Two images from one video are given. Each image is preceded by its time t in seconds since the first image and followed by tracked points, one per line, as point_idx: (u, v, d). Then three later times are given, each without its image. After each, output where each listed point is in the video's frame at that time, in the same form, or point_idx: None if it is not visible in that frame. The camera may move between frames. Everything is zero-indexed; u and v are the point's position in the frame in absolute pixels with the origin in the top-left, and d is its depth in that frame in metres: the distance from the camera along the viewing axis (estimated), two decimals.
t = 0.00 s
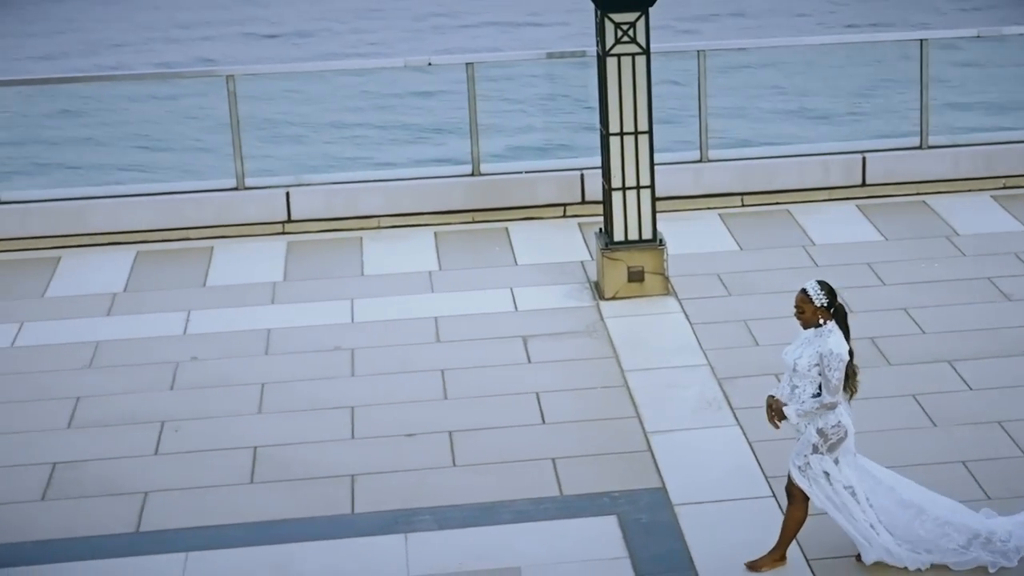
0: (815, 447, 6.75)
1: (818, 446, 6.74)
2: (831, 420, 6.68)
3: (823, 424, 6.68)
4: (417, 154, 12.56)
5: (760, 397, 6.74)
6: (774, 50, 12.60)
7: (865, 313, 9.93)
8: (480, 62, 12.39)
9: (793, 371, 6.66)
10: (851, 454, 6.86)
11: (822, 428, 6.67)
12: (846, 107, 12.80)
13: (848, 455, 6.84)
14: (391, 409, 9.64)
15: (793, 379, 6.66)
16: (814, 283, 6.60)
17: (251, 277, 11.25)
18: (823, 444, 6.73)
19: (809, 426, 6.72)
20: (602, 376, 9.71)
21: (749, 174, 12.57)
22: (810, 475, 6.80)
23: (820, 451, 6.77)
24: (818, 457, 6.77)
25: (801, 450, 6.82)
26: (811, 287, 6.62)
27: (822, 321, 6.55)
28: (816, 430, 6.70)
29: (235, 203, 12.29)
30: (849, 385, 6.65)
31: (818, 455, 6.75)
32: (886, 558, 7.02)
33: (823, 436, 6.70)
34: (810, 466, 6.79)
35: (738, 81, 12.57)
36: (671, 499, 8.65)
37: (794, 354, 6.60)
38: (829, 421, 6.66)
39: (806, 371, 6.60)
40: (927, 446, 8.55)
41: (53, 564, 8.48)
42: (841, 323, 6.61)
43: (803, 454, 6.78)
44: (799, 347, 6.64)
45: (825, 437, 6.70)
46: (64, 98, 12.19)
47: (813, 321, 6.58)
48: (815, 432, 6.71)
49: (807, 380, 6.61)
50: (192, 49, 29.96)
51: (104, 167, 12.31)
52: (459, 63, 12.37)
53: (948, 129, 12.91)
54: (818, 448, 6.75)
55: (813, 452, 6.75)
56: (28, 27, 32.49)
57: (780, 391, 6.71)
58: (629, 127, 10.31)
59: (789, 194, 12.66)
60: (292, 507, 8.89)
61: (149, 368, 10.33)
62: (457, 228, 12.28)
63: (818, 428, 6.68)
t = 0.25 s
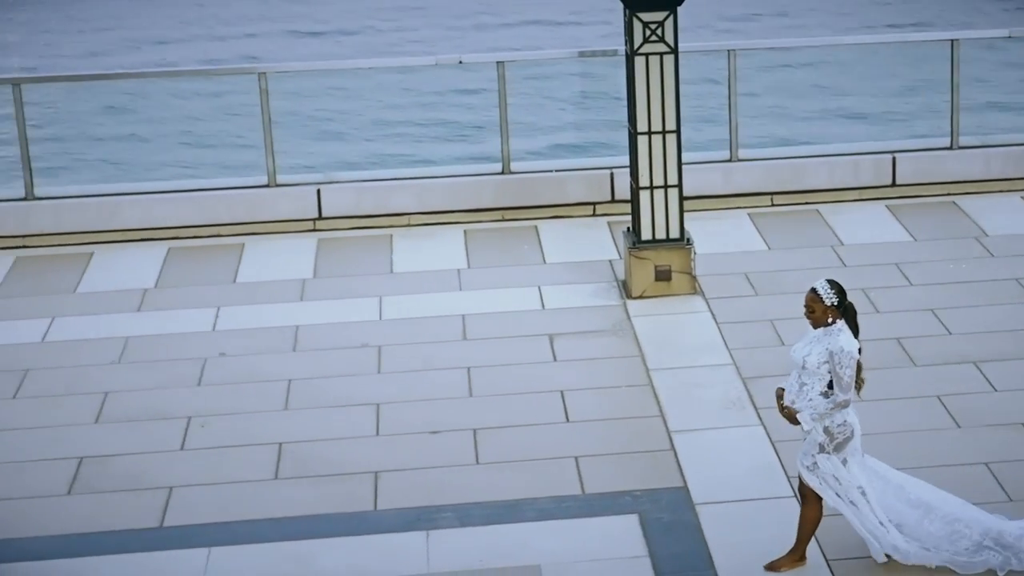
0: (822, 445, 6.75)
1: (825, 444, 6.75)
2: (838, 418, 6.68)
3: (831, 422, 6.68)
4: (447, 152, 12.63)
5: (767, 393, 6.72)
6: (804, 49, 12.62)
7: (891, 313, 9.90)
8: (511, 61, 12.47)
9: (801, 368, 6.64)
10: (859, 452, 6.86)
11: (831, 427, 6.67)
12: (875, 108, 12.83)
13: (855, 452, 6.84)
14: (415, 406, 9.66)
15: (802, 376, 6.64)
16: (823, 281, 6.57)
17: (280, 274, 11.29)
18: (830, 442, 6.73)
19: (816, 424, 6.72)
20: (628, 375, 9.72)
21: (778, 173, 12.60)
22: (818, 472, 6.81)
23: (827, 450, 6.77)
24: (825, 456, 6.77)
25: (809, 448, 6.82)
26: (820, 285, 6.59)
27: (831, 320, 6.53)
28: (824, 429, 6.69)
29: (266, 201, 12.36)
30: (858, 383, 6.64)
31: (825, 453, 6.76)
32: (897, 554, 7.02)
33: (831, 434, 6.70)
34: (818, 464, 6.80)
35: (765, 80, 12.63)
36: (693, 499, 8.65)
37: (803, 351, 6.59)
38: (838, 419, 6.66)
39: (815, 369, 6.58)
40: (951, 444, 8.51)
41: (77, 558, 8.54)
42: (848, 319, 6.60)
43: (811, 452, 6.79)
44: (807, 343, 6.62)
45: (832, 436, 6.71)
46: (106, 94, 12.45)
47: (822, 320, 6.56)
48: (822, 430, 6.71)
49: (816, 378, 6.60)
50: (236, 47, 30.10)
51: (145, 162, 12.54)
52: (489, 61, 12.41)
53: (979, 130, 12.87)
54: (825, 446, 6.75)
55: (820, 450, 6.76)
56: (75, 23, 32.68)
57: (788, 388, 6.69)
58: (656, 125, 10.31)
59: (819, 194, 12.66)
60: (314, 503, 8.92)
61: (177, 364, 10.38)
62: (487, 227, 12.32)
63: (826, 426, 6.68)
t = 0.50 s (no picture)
0: (829, 447, 6.71)
1: (831, 446, 6.70)
2: (846, 420, 6.65)
3: (839, 425, 6.64)
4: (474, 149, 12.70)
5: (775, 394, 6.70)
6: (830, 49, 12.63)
7: (914, 314, 9.90)
8: (538, 60, 12.49)
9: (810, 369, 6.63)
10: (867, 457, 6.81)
11: (837, 429, 6.63)
12: (902, 108, 12.81)
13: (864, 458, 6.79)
14: (437, 404, 9.68)
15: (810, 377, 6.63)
16: (834, 282, 6.55)
17: (306, 271, 11.32)
18: (836, 445, 6.69)
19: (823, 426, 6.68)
20: (649, 374, 9.72)
21: (805, 172, 12.62)
22: (824, 475, 6.75)
23: (834, 453, 6.72)
24: (831, 459, 6.72)
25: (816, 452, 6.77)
26: (831, 286, 6.58)
27: (840, 321, 6.51)
28: (830, 430, 6.66)
29: (293, 198, 12.48)
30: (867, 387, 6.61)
31: (831, 455, 6.71)
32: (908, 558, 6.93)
33: (837, 437, 6.66)
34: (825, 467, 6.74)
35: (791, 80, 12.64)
36: (712, 499, 8.64)
37: (812, 352, 6.57)
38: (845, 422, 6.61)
39: (823, 370, 6.57)
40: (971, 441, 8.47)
41: (97, 554, 8.59)
42: (859, 323, 6.58)
43: (818, 455, 6.74)
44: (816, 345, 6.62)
45: (837, 438, 6.66)
46: (144, 93, 12.50)
47: (831, 322, 6.54)
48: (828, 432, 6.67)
49: (823, 380, 6.58)
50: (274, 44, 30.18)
51: (173, 163, 12.61)
52: (517, 60, 12.45)
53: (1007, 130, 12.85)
54: (831, 448, 6.70)
55: (827, 453, 6.71)
56: (117, 21, 32.83)
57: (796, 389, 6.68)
58: (680, 125, 10.34)
59: (845, 193, 12.67)
60: (334, 501, 8.94)
61: (202, 361, 10.41)
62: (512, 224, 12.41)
63: (833, 428, 6.64)
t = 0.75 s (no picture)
0: (840, 449, 6.73)
1: (842, 448, 6.72)
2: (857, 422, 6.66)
3: (850, 427, 6.66)
4: (505, 147, 12.81)
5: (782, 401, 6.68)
6: (860, 49, 12.63)
7: (940, 315, 9.89)
8: (568, 58, 12.57)
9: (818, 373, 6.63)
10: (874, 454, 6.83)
11: (850, 431, 6.65)
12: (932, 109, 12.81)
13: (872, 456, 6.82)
14: (461, 402, 9.71)
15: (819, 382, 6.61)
16: (841, 284, 6.56)
17: (335, 269, 11.38)
18: (848, 447, 6.71)
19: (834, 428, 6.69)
20: (673, 374, 9.73)
21: (835, 172, 12.61)
22: (835, 476, 6.78)
23: (845, 454, 6.75)
24: (843, 460, 6.75)
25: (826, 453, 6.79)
26: (839, 287, 6.58)
27: (850, 324, 6.52)
28: (842, 433, 6.67)
29: (323, 195, 12.54)
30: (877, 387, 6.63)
31: (842, 457, 6.73)
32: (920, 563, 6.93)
33: (849, 439, 6.68)
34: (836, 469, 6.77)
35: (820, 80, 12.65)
36: (732, 499, 8.63)
37: (820, 357, 6.57)
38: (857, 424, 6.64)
39: (832, 375, 6.56)
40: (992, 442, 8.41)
41: (119, 549, 8.64)
42: (866, 324, 6.59)
43: (829, 457, 6.76)
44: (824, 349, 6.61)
45: (849, 440, 6.69)
46: (185, 90, 12.62)
47: (840, 324, 6.55)
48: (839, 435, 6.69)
49: (833, 384, 6.57)
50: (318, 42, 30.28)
51: (213, 160, 12.77)
52: (546, 58, 12.53)
53: None
54: (842, 450, 6.73)
55: (839, 455, 6.73)
56: (161, 17, 32.97)
57: (805, 393, 6.67)
58: (708, 124, 10.36)
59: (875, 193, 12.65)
60: (356, 497, 8.97)
61: (229, 357, 10.45)
62: (540, 223, 12.43)
63: (844, 431, 6.66)
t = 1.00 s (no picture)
0: (850, 451, 6.75)
1: (853, 449, 6.74)
2: (867, 423, 6.68)
3: (861, 428, 6.68)
4: (530, 146, 12.88)
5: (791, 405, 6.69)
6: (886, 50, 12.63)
7: (962, 316, 9.89)
8: (593, 58, 12.60)
9: (827, 375, 6.63)
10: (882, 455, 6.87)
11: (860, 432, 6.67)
12: (958, 109, 12.82)
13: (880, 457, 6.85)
14: (481, 400, 9.73)
15: (829, 384, 6.62)
16: (847, 285, 6.58)
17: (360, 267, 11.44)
18: (858, 448, 6.73)
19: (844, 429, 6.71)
20: (694, 373, 9.74)
21: (860, 171, 12.64)
22: (845, 478, 6.81)
23: (855, 455, 6.77)
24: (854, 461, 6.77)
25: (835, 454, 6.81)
26: (846, 288, 6.59)
27: (858, 325, 6.54)
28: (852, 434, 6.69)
29: (352, 192, 12.74)
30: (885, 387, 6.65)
31: (853, 458, 6.76)
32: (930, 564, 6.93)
33: (860, 440, 6.70)
34: (847, 471, 6.79)
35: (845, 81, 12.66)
36: (750, 498, 8.62)
37: (829, 359, 6.58)
38: (867, 425, 6.66)
39: (842, 377, 6.57)
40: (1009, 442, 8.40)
41: (137, 543, 8.67)
42: (873, 324, 6.61)
43: (840, 459, 6.78)
44: (832, 351, 6.61)
45: (860, 441, 6.71)
46: (218, 87, 12.76)
47: (847, 325, 6.57)
48: (850, 436, 6.71)
49: (843, 386, 6.58)
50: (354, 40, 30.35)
51: (245, 157, 12.91)
52: (570, 57, 12.59)
53: None
54: (853, 451, 6.75)
55: (849, 456, 6.75)
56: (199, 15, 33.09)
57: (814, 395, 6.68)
58: (731, 124, 10.33)
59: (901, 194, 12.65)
60: (375, 494, 8.99)
61: (252, 354, 10.49)
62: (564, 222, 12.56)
63: (856, 431, 6.69)
